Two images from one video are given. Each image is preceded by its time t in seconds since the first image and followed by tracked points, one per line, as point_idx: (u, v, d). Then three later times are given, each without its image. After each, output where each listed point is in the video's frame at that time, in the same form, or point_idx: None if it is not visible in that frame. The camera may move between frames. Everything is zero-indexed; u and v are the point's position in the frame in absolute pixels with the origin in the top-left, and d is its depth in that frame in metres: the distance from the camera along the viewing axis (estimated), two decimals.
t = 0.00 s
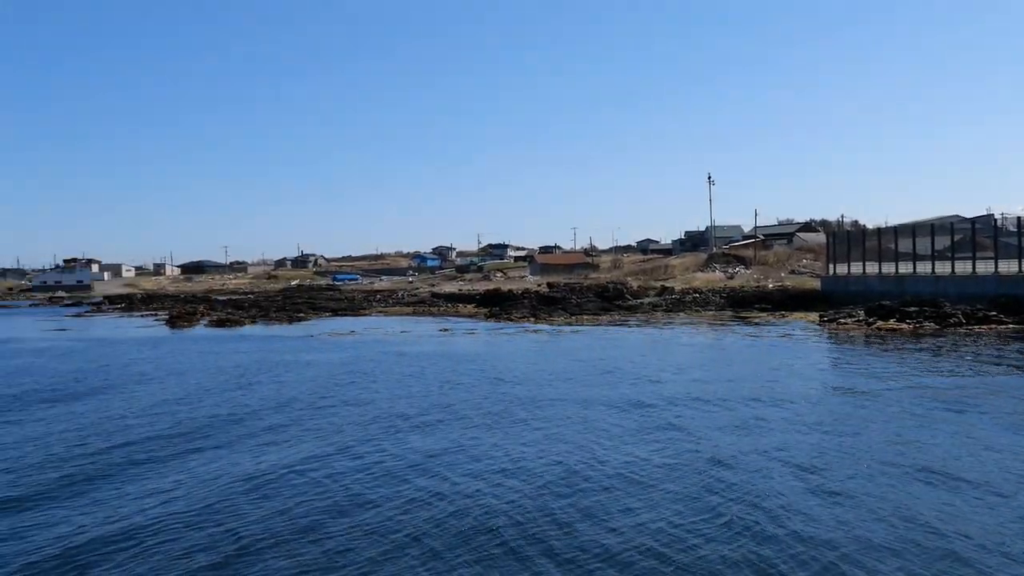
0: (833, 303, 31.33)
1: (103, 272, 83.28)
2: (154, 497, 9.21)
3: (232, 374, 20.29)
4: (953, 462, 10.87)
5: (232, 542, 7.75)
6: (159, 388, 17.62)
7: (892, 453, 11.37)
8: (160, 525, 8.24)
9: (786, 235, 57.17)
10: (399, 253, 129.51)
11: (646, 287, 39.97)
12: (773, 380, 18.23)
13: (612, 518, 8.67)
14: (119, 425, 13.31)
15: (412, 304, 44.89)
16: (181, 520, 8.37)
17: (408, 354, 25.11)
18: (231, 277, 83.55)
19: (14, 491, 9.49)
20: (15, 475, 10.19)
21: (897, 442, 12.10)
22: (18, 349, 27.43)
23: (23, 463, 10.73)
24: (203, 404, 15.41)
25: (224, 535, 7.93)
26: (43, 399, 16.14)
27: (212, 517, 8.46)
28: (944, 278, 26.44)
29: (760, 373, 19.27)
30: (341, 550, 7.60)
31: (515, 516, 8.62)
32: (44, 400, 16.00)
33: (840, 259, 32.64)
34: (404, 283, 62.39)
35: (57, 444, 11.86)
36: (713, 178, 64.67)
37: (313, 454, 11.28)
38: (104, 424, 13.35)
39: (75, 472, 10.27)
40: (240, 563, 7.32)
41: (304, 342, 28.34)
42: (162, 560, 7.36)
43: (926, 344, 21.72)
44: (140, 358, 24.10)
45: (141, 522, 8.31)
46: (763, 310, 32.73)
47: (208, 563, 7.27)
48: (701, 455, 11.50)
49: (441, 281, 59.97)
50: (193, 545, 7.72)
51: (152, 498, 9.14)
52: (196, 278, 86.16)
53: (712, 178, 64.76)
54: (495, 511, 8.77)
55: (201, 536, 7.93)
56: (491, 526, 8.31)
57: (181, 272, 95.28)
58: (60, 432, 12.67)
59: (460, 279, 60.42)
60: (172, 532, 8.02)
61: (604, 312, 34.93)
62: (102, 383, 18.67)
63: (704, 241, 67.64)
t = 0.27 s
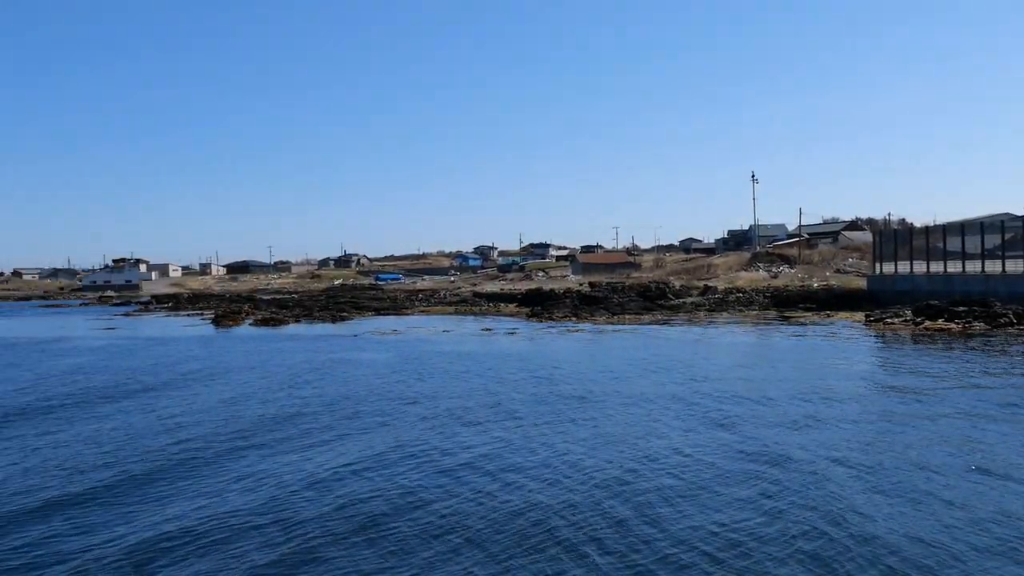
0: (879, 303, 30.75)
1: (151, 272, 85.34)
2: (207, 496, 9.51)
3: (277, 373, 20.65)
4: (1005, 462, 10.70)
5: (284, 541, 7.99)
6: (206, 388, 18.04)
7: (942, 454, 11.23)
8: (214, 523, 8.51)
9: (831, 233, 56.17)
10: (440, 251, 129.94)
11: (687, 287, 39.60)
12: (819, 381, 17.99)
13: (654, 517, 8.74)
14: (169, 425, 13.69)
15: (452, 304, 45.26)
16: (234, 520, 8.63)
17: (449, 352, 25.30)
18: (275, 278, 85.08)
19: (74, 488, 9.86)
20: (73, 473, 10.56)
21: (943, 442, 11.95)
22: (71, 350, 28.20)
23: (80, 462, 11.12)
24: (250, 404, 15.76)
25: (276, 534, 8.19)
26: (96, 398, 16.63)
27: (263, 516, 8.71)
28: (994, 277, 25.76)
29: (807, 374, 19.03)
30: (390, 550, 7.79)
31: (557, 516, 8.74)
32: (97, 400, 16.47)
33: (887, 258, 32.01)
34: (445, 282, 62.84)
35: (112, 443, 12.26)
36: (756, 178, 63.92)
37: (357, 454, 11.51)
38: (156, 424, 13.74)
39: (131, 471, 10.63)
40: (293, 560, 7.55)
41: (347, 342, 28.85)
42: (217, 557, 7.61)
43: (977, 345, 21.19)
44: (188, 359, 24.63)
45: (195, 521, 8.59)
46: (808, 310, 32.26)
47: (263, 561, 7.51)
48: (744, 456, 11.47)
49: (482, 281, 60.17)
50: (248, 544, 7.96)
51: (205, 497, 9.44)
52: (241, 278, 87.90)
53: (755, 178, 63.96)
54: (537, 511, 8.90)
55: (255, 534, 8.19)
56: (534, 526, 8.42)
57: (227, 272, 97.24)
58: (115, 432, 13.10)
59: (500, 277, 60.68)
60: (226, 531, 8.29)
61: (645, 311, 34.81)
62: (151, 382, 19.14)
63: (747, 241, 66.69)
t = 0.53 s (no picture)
0: (921, 303, 30.21)
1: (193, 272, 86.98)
2: (253, 493, 9.75)
3: (315, 372, 20.95)
4: None
5: (326, 539, 8.15)
6: (247, 386, 18.37)
7: (986, 456, 11.07)
8: (257, 521, 8.69)
9: (873, 233, 55.18)
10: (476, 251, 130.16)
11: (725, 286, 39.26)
12: (859, 382, 17.77)
13: (691, 519, 8.74)
14: (212, 422, 13.99)
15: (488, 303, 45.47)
16: (277, 517, 8.81)
17: (485, 351, 25.42)
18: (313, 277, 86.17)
19: (121, 484, 10.13)
20: (121, 470, 10.84)
21: (986, 444, 11.79)
22: (117, 348, 28.88)
23: (127, 459, 11.42)
24: (290, 402, 16.04)
25: (319, 533, 8.35)
26: (141, 396, 17.03)
27: (304, 514, 8.88)
28: None
29: (846, 375, 18.81)
30: (429, 549, 7.91)
31: (593, 518, 8.79)
32: (142, 398, 16.86)
33: (930, 257, 31.41)
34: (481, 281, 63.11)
35: (158, 441, 12.57)
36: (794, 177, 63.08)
37: (396, 453, 11.68)
38: (199, 422, 14.06)
39: (176, 468, 10.89)
40: (335, 558, 7.70)
41: (385, 341, 29.22)
42: (262, 554, 7.79)
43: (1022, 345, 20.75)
44: (229, 357, 25.07)
45: (239, 518, 8.79)
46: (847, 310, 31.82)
47: (307, 558, 7.67)
48: (781, 456, 11.42)
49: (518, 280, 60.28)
50: (294, 540, 8.17)
51: (249, 495, 9.64)
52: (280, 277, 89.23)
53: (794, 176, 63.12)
54: (574, 512, 8.96)
55: (297, 532, 8.36)
56: (571, 527, 8.48)
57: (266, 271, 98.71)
58: (160, 430, 13.42)
59: (536, 277, 60.75)
60: (269, 529, 8.47)
61: (682, 311, 34.63)
62: (193, 380, 19.54)
63: (786, 241, 65.81)
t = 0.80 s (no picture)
0: (950, 302, 29.80)
1: (220, 271, 87.95)
2: (283, 492, 9.89)
3: (339, 372, 21.10)
4: None
5: (352, 539, 8.23)
6: (272, 386, 18.55)
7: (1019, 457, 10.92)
8: (283, 521, 8.79)
9: (901, 232, 54.47)
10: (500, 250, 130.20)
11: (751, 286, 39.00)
12: (888, 381, 17.57)
13: (715, 520, 8.73)
14: (238, 422, 14.16)
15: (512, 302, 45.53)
16: (303, 517, 8.90)
17: (508, 351, 25.46)
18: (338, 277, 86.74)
19: (150, 484, 10.29)
20: (150, 470, 11.01)
21: (1017, 445, 11.63)
22: (145, 348, 29.25)
23: (156, 459, 11.60)
24: (315, 402, 16.18)
25: (344, 532, 8.44)
26: (169, 396, 17.26)
27: (330, 514, 8.97)
28: None
29: (875, 375, 18.61)
30: (454, 549, 7.97)
31: (616, 519, 8.80)
32: (169, 398, 17.08)
33: (959, 256, 30.98)
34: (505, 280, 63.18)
35: (185, 441, 12.74)
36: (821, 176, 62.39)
37: (419, 454, 11.76)
38: (225, 422, 14.23)
39: (203, 468, 11.04)
40: (362, 558, 7.78)
41: (410, 341, 29.41)
42: (289, 553, 7.89)
43: None
44: (255, 357, 25.32)
45: (265, 518, 8.90)
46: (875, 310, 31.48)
47: (335, 558, 7.76)
48: (805, 457, 11.36)
49: (542, 280, 60.26)
50: (324, 538, 8.30)
51: (276, 494, 9.76)
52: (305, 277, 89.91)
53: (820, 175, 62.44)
54: (598, 513, 8.97)
55: (324, 532, 8.44)
56: (595, 528, 8.50)
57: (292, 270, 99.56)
58: (188, 430, 13.61)
59: (560, 276, 60.73)
60: (295, 528, 8.57)
61: (706, 311, 34.46)
62: (220, 380, 19.77)
63: (812, 240, 65.10)
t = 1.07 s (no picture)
0: (970, 302, 29.57)
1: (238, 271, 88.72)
2: (305, 488, 10.06)
3: (357, 371, 21.20)
4: None
5: (372, 540, 8.26)
6: (290, 385, 18.66)
7: None
8: (303, 521, 8.82)
9: (921, 231, 54.01)
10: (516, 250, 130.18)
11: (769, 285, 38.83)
12: (908, 381, 17.47)
13: (735, 522, 8.69)
14: (257, 422, 14.24)
15: (530, 302, 45.56)
16: (322, 517, 8.94)
17: (525, 351, 25.51)
18: (355, 275, 87.28)
19: (171, 484, 10.36)
20: (170, 470, 11.09)
21: None
22: (164, 347, 29.50)
23: (177, 458, 11.68)
24: (332, 402, 16.27)
25: (363, 533, 8.46)
26: (188, 395, 17.39)
27: (352, 512, 9.10)
28: None
29: (895, 375, 18.49)
30: (474, 550, 7.98)
31: (635, 521, 8.78)
32: (188, 397, 17.22)
33: (980, 255, 30.70)
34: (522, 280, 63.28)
35: (205, 440, 12.84)
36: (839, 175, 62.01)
37: (437, 453, 11.79)
38: (244, 421, 14.33)
39: (223, 468, 11.11)
40: (382, 558, 7.81)
41: (427, 339, 29.62)
42: (312, 549, 8.03)
43: None
44: (273, 355, 25.48)
45: (285, 517, 8.94)
46: (894, 309, 31.27)
47: (358, 555, 7.87)
48: (824, 458, 11.30)
49: (558, 279, 60.20)
50: (344, 534, 8.44)
51: (295, 494, 9.80)
52: (323, 276, 90.49)
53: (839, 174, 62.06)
54: (617, 515, 8.95)
55: (343, 532, 8.47)
56: (614, 529, 8.48)
57: (310, 269, 100.26)
58: (207, 429, 13.71)
59: (577, 275, 60.66)
60: (315, 528, 8.60)
61: (724, 310, 34.38)
62: (238, 379, 19.91)
63: (830, 240, 64.64)
